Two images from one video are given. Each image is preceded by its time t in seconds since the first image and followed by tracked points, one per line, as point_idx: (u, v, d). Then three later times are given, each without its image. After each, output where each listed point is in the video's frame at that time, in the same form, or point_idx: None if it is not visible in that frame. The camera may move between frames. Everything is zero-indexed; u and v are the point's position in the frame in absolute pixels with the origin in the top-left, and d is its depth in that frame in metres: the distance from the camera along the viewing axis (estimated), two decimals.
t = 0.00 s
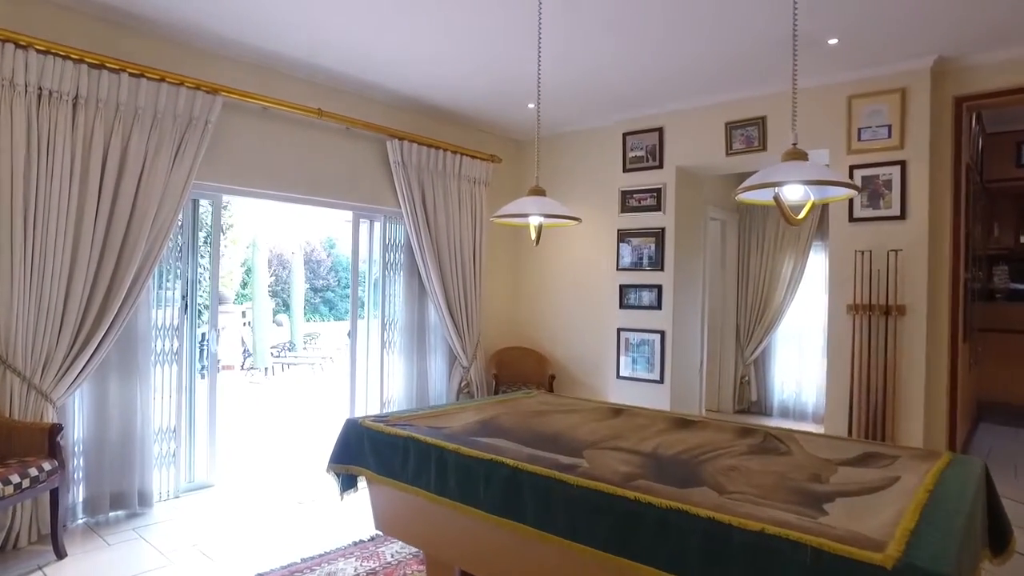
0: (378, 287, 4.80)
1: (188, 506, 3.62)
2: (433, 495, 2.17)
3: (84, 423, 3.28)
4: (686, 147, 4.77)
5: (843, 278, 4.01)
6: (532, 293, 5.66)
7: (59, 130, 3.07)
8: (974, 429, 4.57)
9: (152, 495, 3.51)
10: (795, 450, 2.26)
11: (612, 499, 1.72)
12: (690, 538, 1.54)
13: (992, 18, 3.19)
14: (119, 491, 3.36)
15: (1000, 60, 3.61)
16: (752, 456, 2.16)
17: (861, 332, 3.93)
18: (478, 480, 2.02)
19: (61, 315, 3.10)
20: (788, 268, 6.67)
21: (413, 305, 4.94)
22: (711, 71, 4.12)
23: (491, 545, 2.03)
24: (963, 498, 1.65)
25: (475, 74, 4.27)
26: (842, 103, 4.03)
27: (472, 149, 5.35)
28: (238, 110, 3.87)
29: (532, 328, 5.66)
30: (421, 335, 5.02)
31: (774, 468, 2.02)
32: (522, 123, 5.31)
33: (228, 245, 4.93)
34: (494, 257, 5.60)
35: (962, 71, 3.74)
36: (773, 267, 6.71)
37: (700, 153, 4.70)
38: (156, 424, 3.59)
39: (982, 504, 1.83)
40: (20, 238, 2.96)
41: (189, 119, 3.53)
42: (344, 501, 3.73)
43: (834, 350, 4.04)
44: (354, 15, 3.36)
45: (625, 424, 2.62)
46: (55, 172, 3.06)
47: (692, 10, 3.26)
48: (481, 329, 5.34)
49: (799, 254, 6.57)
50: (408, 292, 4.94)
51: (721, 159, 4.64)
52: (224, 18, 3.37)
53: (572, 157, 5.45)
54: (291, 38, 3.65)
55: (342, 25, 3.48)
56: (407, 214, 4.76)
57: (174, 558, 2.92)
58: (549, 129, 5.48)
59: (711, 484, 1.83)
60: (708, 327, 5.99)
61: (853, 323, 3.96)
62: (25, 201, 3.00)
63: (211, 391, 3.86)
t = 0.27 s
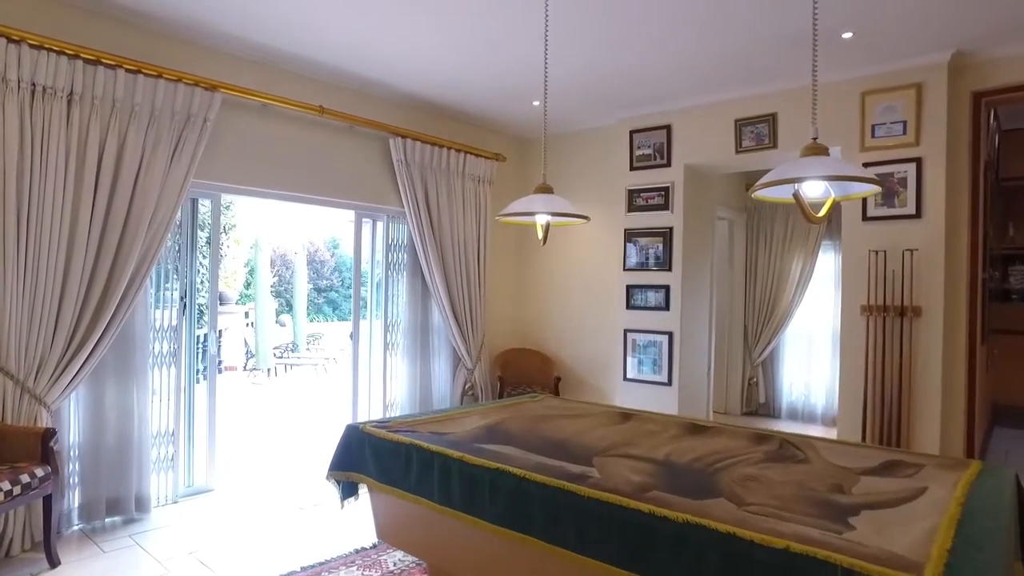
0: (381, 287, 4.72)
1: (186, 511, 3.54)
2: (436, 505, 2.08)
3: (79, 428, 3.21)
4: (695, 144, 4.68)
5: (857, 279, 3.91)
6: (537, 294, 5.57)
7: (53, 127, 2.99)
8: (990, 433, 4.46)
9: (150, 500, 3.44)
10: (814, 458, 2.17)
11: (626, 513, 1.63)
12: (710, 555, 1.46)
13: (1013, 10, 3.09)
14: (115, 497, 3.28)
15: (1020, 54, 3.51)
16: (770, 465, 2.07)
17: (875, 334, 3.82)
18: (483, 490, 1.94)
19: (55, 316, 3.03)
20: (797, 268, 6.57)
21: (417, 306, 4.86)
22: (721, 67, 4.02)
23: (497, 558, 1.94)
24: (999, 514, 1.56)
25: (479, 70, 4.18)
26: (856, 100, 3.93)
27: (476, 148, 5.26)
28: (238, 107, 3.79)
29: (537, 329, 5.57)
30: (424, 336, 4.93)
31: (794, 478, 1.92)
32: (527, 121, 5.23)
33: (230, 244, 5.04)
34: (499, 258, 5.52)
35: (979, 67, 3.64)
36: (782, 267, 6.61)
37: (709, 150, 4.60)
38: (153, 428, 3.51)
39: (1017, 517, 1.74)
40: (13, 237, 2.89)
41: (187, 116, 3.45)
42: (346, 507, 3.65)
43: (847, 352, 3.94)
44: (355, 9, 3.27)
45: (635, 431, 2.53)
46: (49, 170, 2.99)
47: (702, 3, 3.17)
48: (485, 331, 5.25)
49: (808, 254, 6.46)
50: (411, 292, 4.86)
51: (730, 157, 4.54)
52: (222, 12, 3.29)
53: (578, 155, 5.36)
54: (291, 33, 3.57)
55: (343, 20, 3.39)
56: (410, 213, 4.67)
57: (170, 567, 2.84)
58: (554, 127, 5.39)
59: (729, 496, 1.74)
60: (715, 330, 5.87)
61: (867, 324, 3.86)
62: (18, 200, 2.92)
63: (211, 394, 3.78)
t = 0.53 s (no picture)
0: (385, 288, 4.65)
1: (187, 515, 3.47)
2: (443, 513, 2.01)
3: (77, 431, 3.14)
4: (704, 142, 4.60)
5: (872, 278, 3.82)
6: (543, 294, 5.49)
7: (50, 124, 2.93)
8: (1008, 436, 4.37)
9: (150, 505, 3.37)
10: (834, 464, 2.09)
11: (644, 524, 1.56)
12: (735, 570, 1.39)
13: None
14: (114, 502, 3.21)
15: None
16: (790, 471, 1.99)
17: (891, 334, 3.73)
18: (493, 498, 1.86)
19: (53, 317, 2.96)
20: (806, 267, 6.47)
21: (421, 307, 4.78)
22: (732, 62, 3.94)
23: (507, 569, 1.87)
24: None
25: (485, 66, 4.11)
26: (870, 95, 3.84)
27: (482, 146, 5.19)
28: (240, 104, 3.73)
29: (543, 329, 5.48)
30: (429, 337, 4.86)
31: (817, 485, 1.85)
32: (533, 119, 5.15)
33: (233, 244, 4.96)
34: (504, 257, 5.44)
35: (998, 61, 3.56)
36: (791, 267, 6.52)
37: (719, 148, 4.52)
38: (153, 431, 3.44)
39: None
40: (8, 236, 2.82)
41: (188, 113, 3.38)
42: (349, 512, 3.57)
43: (861, 353, 3.85)
44: (359, 3, 3.20)
45: (647, 435, 2.45)
46: (46, 168, 2.92)
47: None
48: (491, 331, 5.18)
49: (817, 254, 6.37)
50: (415, 293, 4.78)
51: (741, 154, 4.46)
52: (223, 7, 3.22)
53: (585, 153, 5.28)
54: (294, 29, 3.49)
55: (346, 14, 3.32)
56: (415, 212, 4.60)
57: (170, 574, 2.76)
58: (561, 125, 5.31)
59: (750, 506, 1.67)
60: (723, 330, 5.79)
61: (882, 324, 3.78)
62: (14, 198, 2.85)
63: (212, 395, 3.72)
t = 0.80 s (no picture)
0: (390, 287, 4.58)
1: (189, 519, 3.40)
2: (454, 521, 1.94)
3: (77, 433, 3.07)
4: (714, 139, 4.53)
5: (887, 278, 3.75)
6: (550, 294, 5.42)
7: (49, 120, 2.86)
8: None
9: (151, 508, 3.31)
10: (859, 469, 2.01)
11: (666, 534, 1.49)
12: None
13: None
14: (115, 505, 3.15)
15: None
16: (813, 477, 1.92)
17: (907, 335, 3.65)
18: (506, 505, 1.80)
19: (52, 317, 2.89)
20: (816, 267, 6.39)
21: (427, 307, 4.72)
22: (744, 58, 3.87)
23: None
24: None
25: (491, 62, 4.04)
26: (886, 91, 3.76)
27: (488, 143, 5.12)
28: (243, 100, 3.66)
29: (549, 330, 5.41)
30: (434, 337, 4.79)
31: (842, 493, 1.78)
32: (540, 116, 5.08)
33: (238, 244, 4.99)
34: (510, 257, 5.37)
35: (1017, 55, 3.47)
36: (800, 266, 6.44)
37: (730, 145, 4.45)
38: (155, 433, 3.38)
39: None
40: (6, 234, 2.75)
41: (190, 109, 3.32)
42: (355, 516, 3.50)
43: (876, 354, 3.78)
44: None
45: (662, 439, 2.38)
46: (46, 164, 2.85)
47: None
48: (497, 332, 5.11)
49: (827, 253, 6.29)
50: (421, 292, 4.71)
51: (752, 152, 4.38)
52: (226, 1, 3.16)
53: (592, 151, 5.21)
54: (298, 23, 3.43)
55: (351, 8, 3.25)
56: (420, 211, 4.53)
57: None
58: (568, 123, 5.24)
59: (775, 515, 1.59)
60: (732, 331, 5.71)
61: (898, 325, 3.70)
62: (12, 195, 2.79)
63: (214, 396, 3.65)
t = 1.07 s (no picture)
0: (395, 288, 4.49)
1: (190, 526, 3.32)
2: (466, 533, 1.86)
3: (75, 438, 2.99)
4: (727, 136, 4.44)
5: (906, 278, 3.65)
6: (558, 294, 5.33)
7: (46, 116, 2.78)
8: None
9: (151, 515, 3.22)
10: (891, 479, 1.91)
11: (695, 552, 1.39)
12: None
13: None
14: (115, 512, 3.07)
15: None
16: (844, 488, 1.83)
17: (927, 337, 3.55)
18: (522, 518, 1.71)
19: (49, 319, 2.81)
20: (827, 267, 6.29)
21: (433, 308, 4.63)
22: (758, 53, 3.77)
23: None
24: None
25: (499, 58, 3.95)
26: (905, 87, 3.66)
27: (495, 141, 5.03)
28: (246, 97, 3.58)
29: (557, 331, 5.32)
30: (441, 339, 4.70)
31: (878, 505, 1.68)
32: (548, 114, 4.99)
33: (239, 244, 4.97)
34: (517, 257, 5.28)
35: None
36: (811, 267, 6.34)
37: (743, 143, 4.36)
38: (155, 438, 3.31)
39: None
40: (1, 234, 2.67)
41: (191, 105, 3.24)
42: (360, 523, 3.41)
43: (894, 357, 3.68)
44: None
45: (681, 446, 2.28)
46: (43, 162, 2.77)
47: None
48: (504, 333, 5.01)
49: (839, 253, 6.18)
50: (427, 293, 4.62)
51: (765, 150, 4.28)
52: None
53: (601, 149, 5.12)
54: (301, 18, 3.34)
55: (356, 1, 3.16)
56: (426, 210, 4.44)
57: None
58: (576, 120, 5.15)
59: (809, 530, 1.50)
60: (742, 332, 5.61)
61: (917, 326, 3.60)
62: (8, 193, 2.71)
63: (216, 399, 3.57)
